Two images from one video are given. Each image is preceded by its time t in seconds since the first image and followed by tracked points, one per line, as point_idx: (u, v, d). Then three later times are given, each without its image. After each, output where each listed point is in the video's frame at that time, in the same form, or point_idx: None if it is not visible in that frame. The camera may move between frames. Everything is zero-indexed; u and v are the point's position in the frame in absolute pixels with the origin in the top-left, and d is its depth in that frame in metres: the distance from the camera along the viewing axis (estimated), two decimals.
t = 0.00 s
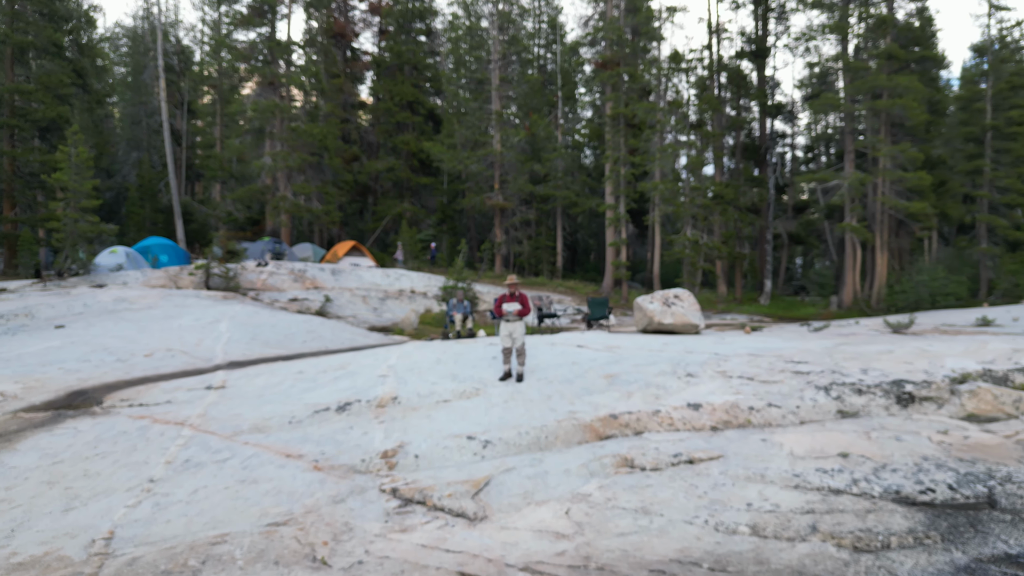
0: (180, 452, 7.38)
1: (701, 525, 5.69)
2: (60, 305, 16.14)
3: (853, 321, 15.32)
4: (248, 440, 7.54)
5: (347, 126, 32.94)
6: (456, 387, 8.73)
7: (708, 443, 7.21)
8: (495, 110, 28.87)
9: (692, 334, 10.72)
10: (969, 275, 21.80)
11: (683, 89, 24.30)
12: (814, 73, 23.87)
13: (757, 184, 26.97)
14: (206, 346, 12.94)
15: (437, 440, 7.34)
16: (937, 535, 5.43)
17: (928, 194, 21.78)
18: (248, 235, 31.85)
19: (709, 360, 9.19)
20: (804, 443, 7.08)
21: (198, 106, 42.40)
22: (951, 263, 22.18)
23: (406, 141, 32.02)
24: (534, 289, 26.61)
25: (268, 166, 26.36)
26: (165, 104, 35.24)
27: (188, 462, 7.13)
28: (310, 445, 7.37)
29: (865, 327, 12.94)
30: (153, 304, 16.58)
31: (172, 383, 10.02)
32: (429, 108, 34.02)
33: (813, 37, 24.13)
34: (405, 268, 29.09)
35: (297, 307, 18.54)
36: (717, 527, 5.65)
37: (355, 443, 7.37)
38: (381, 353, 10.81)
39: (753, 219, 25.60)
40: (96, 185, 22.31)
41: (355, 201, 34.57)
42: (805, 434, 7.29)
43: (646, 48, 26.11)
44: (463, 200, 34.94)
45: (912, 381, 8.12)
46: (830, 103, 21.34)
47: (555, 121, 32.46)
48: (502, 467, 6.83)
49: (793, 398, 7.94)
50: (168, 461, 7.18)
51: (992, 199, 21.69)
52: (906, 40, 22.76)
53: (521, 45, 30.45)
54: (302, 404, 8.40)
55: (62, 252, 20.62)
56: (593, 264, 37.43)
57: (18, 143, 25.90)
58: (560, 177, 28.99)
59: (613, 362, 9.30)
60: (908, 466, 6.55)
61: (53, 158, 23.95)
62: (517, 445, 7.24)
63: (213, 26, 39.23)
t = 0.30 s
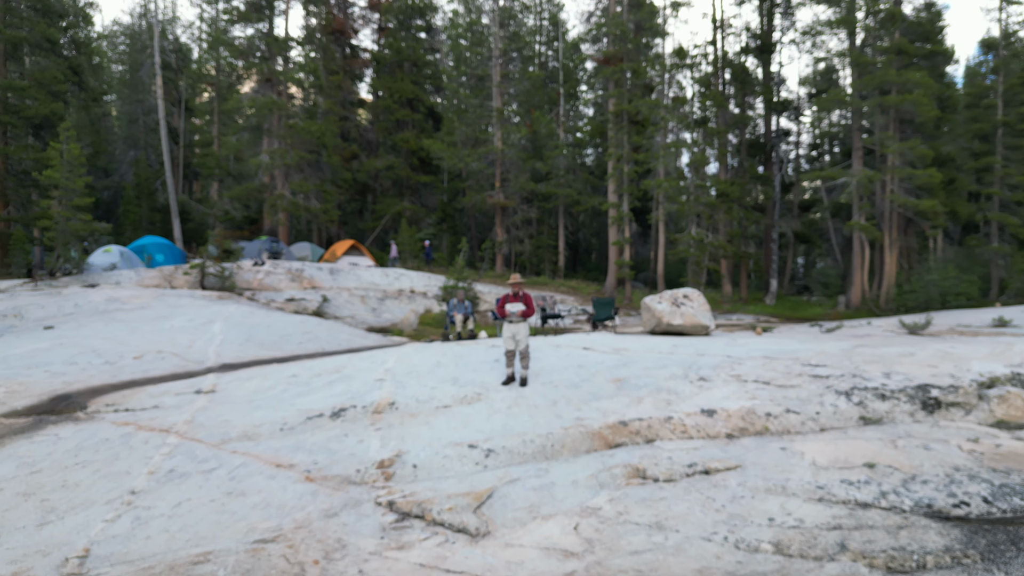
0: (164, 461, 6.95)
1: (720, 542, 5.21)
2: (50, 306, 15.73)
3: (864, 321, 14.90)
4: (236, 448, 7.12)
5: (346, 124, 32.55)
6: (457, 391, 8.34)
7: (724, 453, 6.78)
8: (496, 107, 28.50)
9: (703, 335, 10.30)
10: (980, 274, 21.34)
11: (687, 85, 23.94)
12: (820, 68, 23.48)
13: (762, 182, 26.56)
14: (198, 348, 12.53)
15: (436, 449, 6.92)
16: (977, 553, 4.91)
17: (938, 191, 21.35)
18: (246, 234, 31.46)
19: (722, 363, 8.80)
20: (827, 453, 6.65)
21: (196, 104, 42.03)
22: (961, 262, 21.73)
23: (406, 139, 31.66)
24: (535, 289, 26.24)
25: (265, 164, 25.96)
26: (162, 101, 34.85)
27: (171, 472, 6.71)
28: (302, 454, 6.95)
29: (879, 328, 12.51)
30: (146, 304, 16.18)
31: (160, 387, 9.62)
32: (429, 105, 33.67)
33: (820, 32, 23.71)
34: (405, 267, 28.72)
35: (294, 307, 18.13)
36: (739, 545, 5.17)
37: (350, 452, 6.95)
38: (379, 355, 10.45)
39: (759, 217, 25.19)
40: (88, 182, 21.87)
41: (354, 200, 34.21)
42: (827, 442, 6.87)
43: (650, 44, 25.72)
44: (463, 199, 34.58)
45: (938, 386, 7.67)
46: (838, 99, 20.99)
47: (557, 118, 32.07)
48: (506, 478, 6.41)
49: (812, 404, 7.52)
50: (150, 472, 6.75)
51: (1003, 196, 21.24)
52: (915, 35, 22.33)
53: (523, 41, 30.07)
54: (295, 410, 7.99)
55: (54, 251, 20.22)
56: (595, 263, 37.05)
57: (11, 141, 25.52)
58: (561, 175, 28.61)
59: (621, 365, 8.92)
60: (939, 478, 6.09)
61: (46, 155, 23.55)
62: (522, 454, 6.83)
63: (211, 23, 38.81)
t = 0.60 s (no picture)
0: (142, 474, 6.41)
1: (746, 567, 4.59)
2: (37, 306, 15.25)
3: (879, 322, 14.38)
4: (220, 460, 6.59)
5: (344, 122, 32.09)
6: (457, 398, 7.84)
7: (745, 465, 6.27)
8: (496, 103, 28.07)
9: (715, 337, 9.81)
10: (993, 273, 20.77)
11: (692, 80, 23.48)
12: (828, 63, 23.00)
13: (768, 179, 26.06)
14: (188, 350, 12.02)
15: (435, 461, 6.40)
16: None
17: (950, 188, 20.82)
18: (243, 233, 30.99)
19: (738, 367, 8.30)
20: (856, 466, 6.14)
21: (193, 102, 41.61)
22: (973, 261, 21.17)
23: (405, 136, 31.23)
24: (536, 288, 25.77)
25: (262, 161, 25.49)
26: (158, 98, 34.41)
27: (149, 487, 6.15)
28: (290, 465, 6.43)
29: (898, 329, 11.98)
30: (137, 305, 15.69)
31: (145, 392, 9.11)
32: (428, 102, 33.24)
33: (828, 26, 23.23)
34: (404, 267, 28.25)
35: (290, 308, 17.63)
36: (766, 570, 4.55)
37: (342, 464, 6.44)
38: (376, 358, 9.99)
39: (765, 215, 24.70)
40: (78, 179, 21.35)
41: (353, 199, 33.76)
42: (856, 454, 6.35)
43: (654, 39, 25.28)
44: (463, 197, 34.11)
45: (972, 392, 7.10)
46: (846, 94, 20.52)
47: (559, 114, 31.62)
48: (510, 494, 5.88)
49: (837, 412, 7.00)
50: (126, 486, 6.19)
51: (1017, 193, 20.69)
52: (926, 29, 21.81)
53: (524, 37, 29.64)
54: (285, 417, 7.47)
55: (44, 250, 19.75)
56: (597, 263, 36.59)
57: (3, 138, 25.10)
58: (563, 173, 28.16)
59: (631, 370, 8.43)
60: (981, 494, 5.52)
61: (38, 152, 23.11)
62: (527, 466, 6.31)
63: (208, 19, 38.37)
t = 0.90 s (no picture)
0: (113, 492, 5.78)
1: None
2: (21, 306, 14.70)
3: (897, 322, 13.78)
4: (198, 476, 5.99)
5: (342, 119, 31.55)
6: (457, 406, 7.28)
7: (773, 482, 5.69)
8: (497, 99, 27.59)
9: (731, 340, 9.27)
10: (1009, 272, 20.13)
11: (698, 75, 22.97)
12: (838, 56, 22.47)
13: (776, 176, 25.51)
14: (174, 353, 11.45)
15: (432, 477, 5.81)
16: None
17: (964, 185, 20.22)
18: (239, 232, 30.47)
19: (759, 373, 7.75)
20: (896, 483, 5.55)
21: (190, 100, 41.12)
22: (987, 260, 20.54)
23: (404, 133, 30.74)
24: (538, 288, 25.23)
25: (257, 158, 24.95)
26: (153, 95, 33.90)
27: (119, 506, 5.52)
28: (274, 482, 5.82)
29: (920, 331, 11.37)
30: (125, 305, 15.13)
31: (125, 399, 8.55)
32: (428, 98, 32.76)
33: (837, 19, 22.69)
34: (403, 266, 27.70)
35: (284, 308, 17.07)
36: None
37: (331, 480, 5.84)
38: (371, 362, 9.45)
39: (773, 213, 24.14)
40: (67, 176, 20.79)
41: (352, 197, 33.25)
42: (895, 470, 5.77)
43: (658, 33, 24.78)
44: (463, 196, 33.59)
45: (1016, 400, 6.48)
46: (857, 88, 19.97)
47: (561, 110, 31.13)
48: (515, 514, 5.26)
49: (870, 422, 6.44)
50: (94, 505, 5.55)
51: None
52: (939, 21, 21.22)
53: (525, 31, 29.14)
54: (271, 427, 6.88)
55: (33, 249, 19.23)
56: (599, 262, 36.10)
57: None
58: (565, 170, 27.64)
59: (643, 375, 7.90)
60: None
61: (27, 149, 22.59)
62: (533, 483, 5.71)
63: (205, 16, 37.87)
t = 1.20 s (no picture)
0: (71, 514, 5.09)
1: None
2: (2, 307, 14.10)
3: (916, 323, 13.19)
4: (167, 497, 5.33)
5: (340, 115, 30.96)
6: (455, 417, 6.68)
7: (806, 504, 5.04)
8: (498, 94, 27.04)
9: (749, 343, 8.77)
10: None
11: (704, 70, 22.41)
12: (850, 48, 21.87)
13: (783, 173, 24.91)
14: (157, 357, 10.85)
15: (427, 497, 5.17)
16: None
17: (979, 181, 19.62)
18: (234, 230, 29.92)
19: (783, 380, 7.15)
20: (945, 506, 4.89)
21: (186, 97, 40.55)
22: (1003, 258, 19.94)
23: (403, 129, 30.21)
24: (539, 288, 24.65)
25: (252, 155, 24.37)
26: (148, 91, 33.35)
27: (77, 531, 4.81)
28: (250, 503, 5.17)
29: (945, 334, 10.78)
30: (111, 306, 14.53)
31: (98, 407, 7.93)
32: (427, 94, 32.20)
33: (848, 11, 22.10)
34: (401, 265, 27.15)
35: (277, 309, 16.48)
36: None
37: (314, 501, 5.20)
38: (363, 367, 8.86)
39: (781, 211, 23.55)
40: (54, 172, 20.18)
41: (350, 195, 32.69)
42: (944, 491, 5.10)
43: (663, 26, 24.20)
44: (463, 193, 33.03)
45: None
46: (869, 82, 19.34)
47: (563, 106, 30.57)
48: (520, 542, 4.59)
49: (909, 435, 5.82)
50: (49, 530, 4.82)
51: None
52: (954, 13, 20.61)
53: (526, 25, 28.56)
54: (251, 441, 6.26)
55: (18, 247, 18.63)
56: (600, 262, 35.60)
57: None
58: (568, 167, 27.08)
59: (657, 383, 7.31)
60: None
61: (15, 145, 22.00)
62: (540, 505, 5.09)
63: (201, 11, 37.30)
